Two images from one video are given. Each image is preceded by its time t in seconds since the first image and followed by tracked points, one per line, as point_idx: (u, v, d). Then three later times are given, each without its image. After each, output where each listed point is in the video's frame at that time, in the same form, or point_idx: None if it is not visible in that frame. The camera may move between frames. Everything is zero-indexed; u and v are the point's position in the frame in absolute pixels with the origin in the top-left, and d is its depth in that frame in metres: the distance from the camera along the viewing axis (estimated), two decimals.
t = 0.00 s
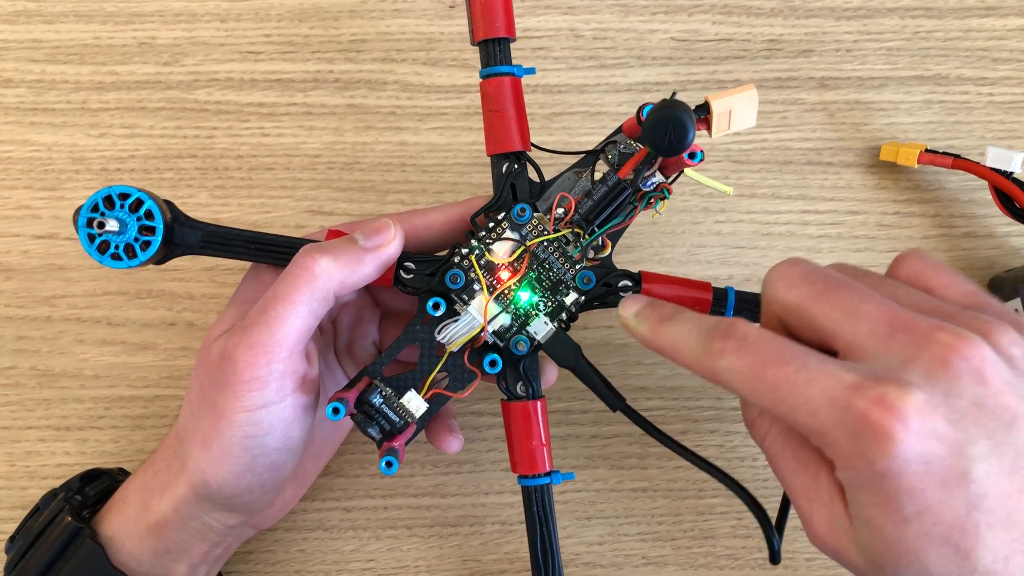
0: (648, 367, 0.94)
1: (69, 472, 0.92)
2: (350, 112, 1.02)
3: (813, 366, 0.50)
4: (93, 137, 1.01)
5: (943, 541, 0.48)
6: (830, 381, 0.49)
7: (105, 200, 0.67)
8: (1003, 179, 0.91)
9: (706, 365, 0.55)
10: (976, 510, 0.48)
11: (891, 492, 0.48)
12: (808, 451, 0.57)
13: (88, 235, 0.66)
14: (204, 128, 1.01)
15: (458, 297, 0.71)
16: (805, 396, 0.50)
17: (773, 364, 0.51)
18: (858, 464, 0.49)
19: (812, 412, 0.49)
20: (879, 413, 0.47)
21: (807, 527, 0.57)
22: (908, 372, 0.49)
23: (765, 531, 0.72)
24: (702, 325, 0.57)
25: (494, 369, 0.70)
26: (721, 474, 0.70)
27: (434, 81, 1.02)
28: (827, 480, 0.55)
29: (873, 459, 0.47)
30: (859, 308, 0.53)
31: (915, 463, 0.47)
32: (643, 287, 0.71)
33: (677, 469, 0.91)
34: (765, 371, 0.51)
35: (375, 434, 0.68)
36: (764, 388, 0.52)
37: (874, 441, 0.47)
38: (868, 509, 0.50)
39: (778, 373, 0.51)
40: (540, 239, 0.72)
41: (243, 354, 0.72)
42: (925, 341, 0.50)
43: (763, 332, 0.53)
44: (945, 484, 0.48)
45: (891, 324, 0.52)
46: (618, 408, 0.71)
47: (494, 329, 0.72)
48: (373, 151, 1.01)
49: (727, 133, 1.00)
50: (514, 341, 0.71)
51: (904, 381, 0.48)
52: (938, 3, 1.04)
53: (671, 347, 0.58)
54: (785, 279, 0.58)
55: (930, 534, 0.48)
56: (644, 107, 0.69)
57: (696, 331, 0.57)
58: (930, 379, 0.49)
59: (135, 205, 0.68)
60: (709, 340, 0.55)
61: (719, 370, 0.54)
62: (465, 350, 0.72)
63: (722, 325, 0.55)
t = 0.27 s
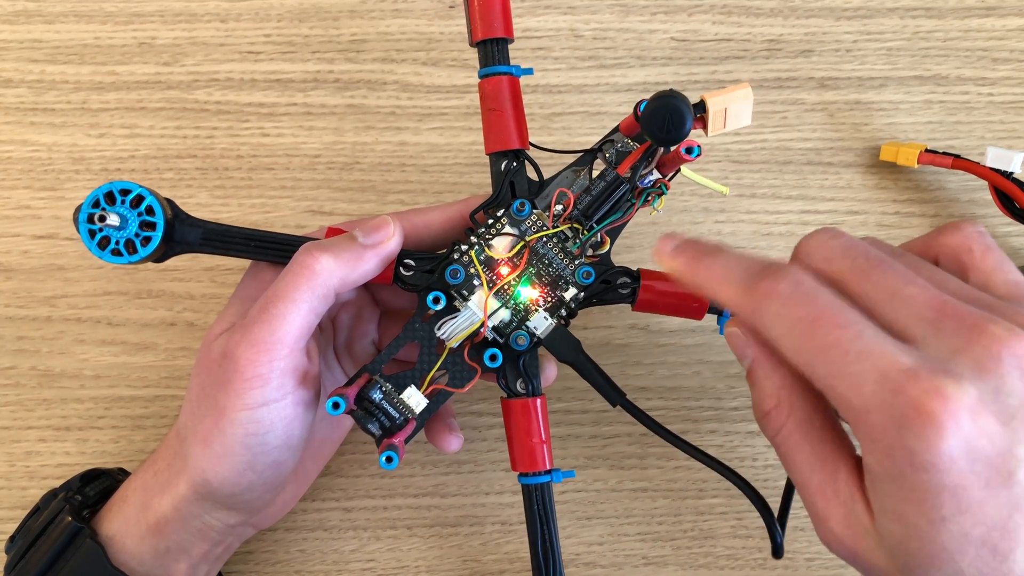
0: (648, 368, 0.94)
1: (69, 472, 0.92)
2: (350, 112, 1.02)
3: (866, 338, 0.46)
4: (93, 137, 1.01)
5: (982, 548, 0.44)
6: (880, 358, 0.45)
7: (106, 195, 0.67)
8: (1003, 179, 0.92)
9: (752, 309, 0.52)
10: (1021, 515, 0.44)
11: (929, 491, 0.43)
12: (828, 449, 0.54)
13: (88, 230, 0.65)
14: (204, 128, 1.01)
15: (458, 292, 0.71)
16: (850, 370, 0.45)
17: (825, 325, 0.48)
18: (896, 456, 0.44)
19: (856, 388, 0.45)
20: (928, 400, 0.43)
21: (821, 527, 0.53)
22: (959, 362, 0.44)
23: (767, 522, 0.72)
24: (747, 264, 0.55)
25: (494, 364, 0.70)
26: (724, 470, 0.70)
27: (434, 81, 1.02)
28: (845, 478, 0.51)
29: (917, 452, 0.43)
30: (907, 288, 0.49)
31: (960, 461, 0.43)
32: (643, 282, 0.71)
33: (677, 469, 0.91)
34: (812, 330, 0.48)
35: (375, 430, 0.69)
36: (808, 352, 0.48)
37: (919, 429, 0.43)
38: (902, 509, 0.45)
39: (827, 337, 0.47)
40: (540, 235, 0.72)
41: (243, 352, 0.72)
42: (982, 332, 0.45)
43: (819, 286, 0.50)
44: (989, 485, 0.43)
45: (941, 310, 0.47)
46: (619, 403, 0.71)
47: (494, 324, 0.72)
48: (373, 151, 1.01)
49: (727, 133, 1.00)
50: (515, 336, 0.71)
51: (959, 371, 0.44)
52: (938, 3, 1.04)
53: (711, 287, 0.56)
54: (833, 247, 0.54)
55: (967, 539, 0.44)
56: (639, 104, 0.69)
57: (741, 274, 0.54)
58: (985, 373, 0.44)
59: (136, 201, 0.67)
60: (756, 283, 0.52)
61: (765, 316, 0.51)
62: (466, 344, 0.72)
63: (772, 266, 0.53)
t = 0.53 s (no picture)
0: (648, 368, 0.94)
1: (69, 472, 0.92)
2: (350, 112, 1.02)
3: (929, 348, 0.44)
4: (93, 137, 1.01)
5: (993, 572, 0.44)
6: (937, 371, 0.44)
7: (103, 203, 0.67)
8: (1003, 179, 0.92)
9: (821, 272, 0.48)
10: None
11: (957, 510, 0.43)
12: (822, 467, 0.53)
13: (86, 238, 0.66)
14: (204, 128, 1.01)
15: (457, 293, 0.71)
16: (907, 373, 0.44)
17: (891, 321, 0.44)
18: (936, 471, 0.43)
19: (911, 393, 0.43)
20: (972, 427, 0.42)
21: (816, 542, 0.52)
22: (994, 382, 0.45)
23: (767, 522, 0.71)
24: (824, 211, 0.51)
25: (494, 364, 0.70)
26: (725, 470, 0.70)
27: (434, 81, 1.02)
28: (842, 498, 0.51)
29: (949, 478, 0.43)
30: (946, 305, 0.49)
31: (981, 493, 0.43)
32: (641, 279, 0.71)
33: (677, 469, 0.91)
34: (871, 324, 0.45)
35: (377, 430, 0.69)
36: (864, 348, 0.45)
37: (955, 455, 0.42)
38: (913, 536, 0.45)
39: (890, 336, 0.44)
40: (538, 234, 0.72)
41: (243, 352, 0.72)
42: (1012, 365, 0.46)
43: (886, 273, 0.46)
44: (1006, 517, 0.44)
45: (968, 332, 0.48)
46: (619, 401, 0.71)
47: (494, 323, 0.72)
48: (373, 151, 1.01)
49: (727, 133, 1.00)
50: (514, 335, 0.71)
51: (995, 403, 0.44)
52: (938, 3, 1.04)
53: (778, 232, 0.52)
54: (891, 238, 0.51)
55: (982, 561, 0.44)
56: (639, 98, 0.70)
57: (813, 231, 0.50)
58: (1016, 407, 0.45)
59: (133, 207, 0.68)
60: (828, 243, 0.48)
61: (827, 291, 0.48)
62: (466, 344, 0.72)
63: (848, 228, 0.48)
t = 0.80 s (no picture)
0: (648, 368, 0.94)
1: (69, 472, 0.92)
2: (350, 112, 1.02)
3: (866, 401, 0.43)
4: (93, 137, 1.01)
5: None
6: (877, 422, 0.42)
7: (106, 200, 0.67)
8: (1003, 179, 0.91)
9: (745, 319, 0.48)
10: None
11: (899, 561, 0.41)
12: (774, 510, 0.49)
13: (89, 235, 0.66)
14: (204, 128, 1.01)
15: (460, 295, 0.71)
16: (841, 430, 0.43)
17: (813, 381, 0.44)
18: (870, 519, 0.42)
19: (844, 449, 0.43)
20: (915, 476, 0.40)
21: None
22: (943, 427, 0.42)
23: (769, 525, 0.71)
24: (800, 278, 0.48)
25: (496, 366, 0.70)
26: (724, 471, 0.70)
27: (434, 81, 1.02)
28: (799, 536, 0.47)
29: (893, 528, 0.41)
30: (900, 349, 0.47)
31: (936, 546, 0.40)
32: (644, 283, 0.71)
33: (677, 469, 0.91)
34: (799, 379, 0.45)
35: (377, 432, 0.69)
36: (793, 402, 0.45)
37: (898, 505, 0.40)
38: None
39: (815, 391, 0.44)
40: (541, 237, 0.72)
41: (245, 352, 0.72)
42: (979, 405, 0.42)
43: (819, 326, 0.45)
44: (971, 570, 0.40)
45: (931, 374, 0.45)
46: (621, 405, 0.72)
47: (497, 326, 0.72)
48: (373, 151, 1.01)
49: (727, 133, 1.00)
50: (517, 338, 0.71)
51: (951, 447, 0.41)
52: (939, 3, 1.04)
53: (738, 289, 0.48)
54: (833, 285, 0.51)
55: None
56: (643, 104, 0.71)
57: (740, 279, 0.48)
58: (981, 450, 0.41)
59: (137, 205, 0.68)
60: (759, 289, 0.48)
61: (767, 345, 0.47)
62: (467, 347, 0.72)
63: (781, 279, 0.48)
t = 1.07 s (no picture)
0: (648, 368, 0.94)
1: (69, 472, 0.92)
2: (350, 112, 1.02)
3: (901, 363, 0.45)
4: (93, 137, 1.01)
5: None
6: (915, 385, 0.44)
7: (109, 200, 0.67)
8: (1003, 179, 0.92)
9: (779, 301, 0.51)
10: None
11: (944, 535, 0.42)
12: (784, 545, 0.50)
13: (91, 235, 0.66)
14: (204, 128, 1.01)
15: (463, 296, 0.71)
16: (878, 394, 0.44)
17: (852, 339, 0.46)
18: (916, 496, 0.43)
19: (876, 420, 0.44)
20: (953, 440, 0.42)
21: None
22: (987, 397, 0.44)
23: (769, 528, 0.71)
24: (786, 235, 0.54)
25: (498, 368, 0.70)
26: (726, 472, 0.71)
27: (434, 81, 1.02)
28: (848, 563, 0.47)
29: (937, 492, 0.42)
30: (937, 322, 0.50)
31: (977, 511, 0.42)
32: (647, 284, 0.71)
33: (677, 469, 0.91)
34: (841, 342, 0.46)
35: (380, 432, 0.69)
36: (833, 365, 0.46)
37: (942, 473, 0.42)
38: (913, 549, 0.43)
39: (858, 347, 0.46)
40: (544, 238, 0.71)
41: (248, 352, 0.72)
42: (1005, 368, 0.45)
43: (844, 295, 0.48)
44: (1012, 536, 0.42)
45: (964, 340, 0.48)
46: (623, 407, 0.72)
47: (499, 328, 0.72)
48: (372, 151, 1.01)
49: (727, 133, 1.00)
50: (519, 339, 0.71)
51: (980, 411, 0.43)
52: (938, 3, 1.04)
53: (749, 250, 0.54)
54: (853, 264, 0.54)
55: None
56: (647, 106, 0.71)
57: (774, 254, 0.53)
58: (1010, 417, 0.43)
59: (139, 205, 0.68)
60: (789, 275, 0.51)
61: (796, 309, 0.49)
62: (470, 347, 0.72)
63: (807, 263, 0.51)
